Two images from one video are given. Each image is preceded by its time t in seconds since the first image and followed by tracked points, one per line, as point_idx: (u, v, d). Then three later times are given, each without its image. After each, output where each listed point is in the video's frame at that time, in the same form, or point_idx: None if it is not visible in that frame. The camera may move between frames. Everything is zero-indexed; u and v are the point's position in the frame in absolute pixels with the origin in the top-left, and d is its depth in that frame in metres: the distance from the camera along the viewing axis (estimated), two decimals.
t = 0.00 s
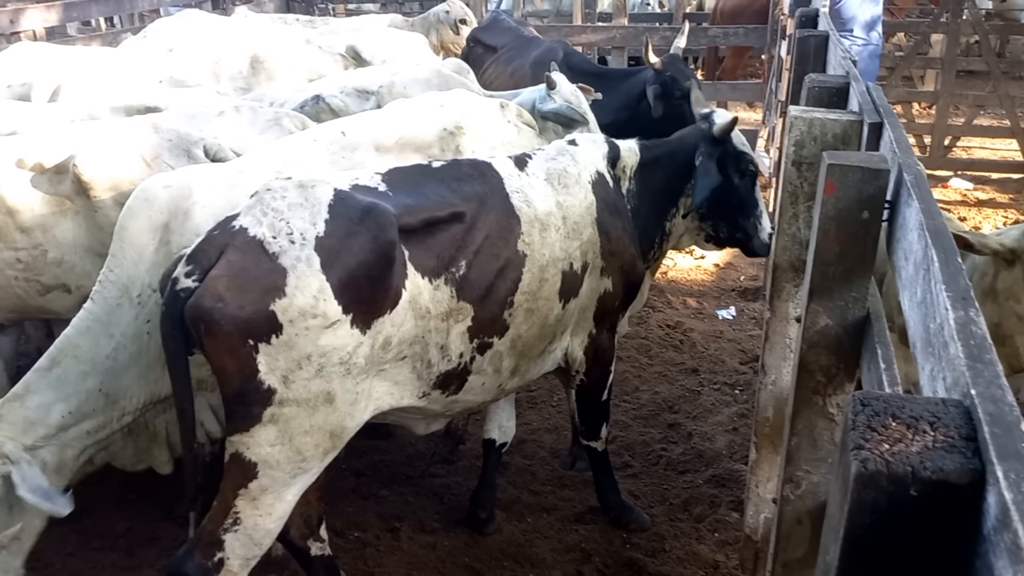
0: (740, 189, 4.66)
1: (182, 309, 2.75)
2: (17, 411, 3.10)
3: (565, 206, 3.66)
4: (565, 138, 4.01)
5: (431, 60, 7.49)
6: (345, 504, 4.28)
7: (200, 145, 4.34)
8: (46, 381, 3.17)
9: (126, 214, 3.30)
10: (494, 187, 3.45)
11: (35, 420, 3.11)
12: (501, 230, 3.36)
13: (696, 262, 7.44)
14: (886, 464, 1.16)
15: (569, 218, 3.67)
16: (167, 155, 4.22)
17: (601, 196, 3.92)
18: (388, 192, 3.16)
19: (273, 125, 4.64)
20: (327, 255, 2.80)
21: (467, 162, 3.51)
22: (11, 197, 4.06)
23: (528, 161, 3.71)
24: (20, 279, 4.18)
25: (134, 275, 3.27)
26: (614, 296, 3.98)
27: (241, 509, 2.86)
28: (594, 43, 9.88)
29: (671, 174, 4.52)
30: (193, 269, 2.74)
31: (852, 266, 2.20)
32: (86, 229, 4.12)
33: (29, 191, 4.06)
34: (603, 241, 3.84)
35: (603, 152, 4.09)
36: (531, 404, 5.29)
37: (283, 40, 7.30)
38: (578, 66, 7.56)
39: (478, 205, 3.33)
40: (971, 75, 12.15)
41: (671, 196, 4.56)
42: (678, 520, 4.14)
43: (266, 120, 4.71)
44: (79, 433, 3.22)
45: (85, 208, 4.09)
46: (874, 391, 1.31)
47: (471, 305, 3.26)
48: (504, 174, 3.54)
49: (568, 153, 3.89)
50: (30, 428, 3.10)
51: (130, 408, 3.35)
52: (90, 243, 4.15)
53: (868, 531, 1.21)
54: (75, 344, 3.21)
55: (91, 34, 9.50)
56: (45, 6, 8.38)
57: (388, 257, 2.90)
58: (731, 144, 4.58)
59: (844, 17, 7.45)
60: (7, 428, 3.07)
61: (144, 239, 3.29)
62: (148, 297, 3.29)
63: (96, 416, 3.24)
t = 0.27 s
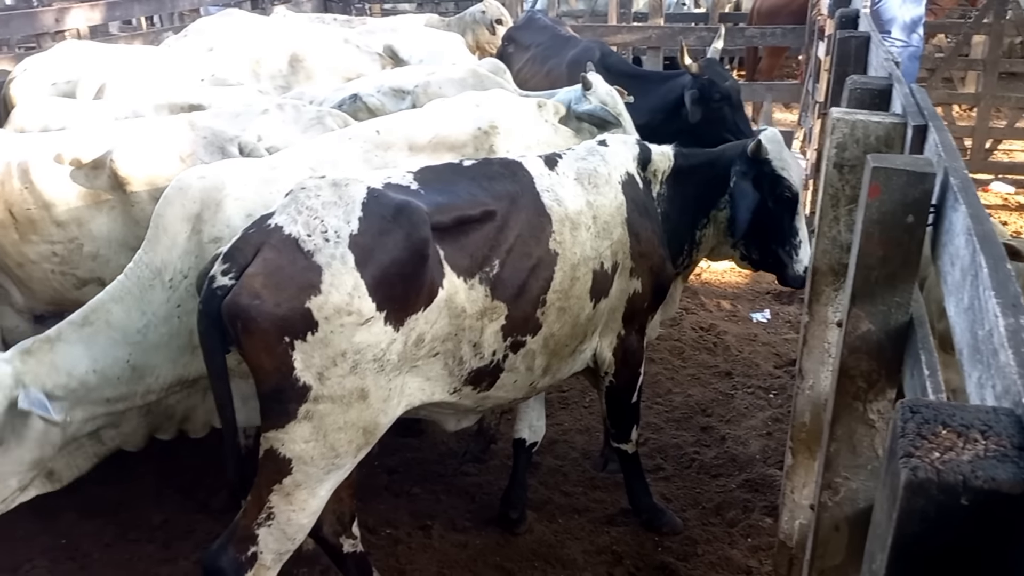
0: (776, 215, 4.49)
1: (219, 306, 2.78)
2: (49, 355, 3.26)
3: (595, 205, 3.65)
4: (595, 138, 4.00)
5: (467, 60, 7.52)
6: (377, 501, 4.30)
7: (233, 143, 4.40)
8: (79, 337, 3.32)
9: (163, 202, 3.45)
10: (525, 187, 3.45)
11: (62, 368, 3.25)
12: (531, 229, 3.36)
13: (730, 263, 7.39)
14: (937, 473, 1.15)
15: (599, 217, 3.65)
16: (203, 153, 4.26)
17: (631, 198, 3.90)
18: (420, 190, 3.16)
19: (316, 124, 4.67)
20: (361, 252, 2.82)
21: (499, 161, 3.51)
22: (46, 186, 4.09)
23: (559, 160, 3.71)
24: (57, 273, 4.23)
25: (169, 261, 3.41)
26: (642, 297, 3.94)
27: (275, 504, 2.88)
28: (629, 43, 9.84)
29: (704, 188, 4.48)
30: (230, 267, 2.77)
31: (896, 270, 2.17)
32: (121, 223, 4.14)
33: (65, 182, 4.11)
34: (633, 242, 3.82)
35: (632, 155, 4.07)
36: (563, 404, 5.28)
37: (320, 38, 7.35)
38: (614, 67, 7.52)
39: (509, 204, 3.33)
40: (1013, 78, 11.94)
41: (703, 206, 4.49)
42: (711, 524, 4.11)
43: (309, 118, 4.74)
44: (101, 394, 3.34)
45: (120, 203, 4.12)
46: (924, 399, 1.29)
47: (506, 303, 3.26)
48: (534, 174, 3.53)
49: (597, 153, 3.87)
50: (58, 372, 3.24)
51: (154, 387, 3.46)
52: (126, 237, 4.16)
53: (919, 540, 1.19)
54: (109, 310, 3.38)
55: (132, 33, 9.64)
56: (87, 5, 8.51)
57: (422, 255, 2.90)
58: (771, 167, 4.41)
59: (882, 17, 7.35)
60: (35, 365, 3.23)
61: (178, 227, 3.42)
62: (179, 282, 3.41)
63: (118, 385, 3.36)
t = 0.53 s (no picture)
0: (778, 235, 4.18)
1: (241, 304, 2.79)
2: (82, 331, 3.25)
3: (615, 205, 3.61)
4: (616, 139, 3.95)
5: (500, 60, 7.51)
6: (401, 500, 4.30)
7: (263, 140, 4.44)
8: (111, 316, 3.32)
9: (199, 192, 3.50)
10: (544, 184, 3.43)
11: (94, 345, 3.24)
12: (553, 227, 3.33)
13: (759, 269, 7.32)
14: (986, 487, 1.11)
15: (620, 216, 3.61)
16: (235, 150, 4.33)
17: (649, 200, 3.83)
18: (439, 186, 3.20)
19: (349, 123, 4.67)
20: (384, 249, 2.81)
21: (517, 161, 3.49)
22: (79, 179, 4.13)
23: (579, 160, 3.68)
24: (90, 267, 4.26)
25: (202, 252, 3.44)
26: (662, 301, 3.91)
27: (298, 502, 2.88)
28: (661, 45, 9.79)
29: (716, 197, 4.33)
30: (252, 265, 2.79)
31: (936, 279, 2.14)
32: (152, 218, 4.19)
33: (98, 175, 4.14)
34: (652, 245, 3.76)
35: (652, 154, 4.00)
36: (589, 408, 5.26)
37: (353, 37, 7.38)
38: (646, 69, 7.47)
39: (527, 199, 3.31)
40: None
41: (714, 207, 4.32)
42: (737, 533, 4.07)
43: (343, 117, 4.74)
44: (130, 375, 3.35)
45: (153, 198, 4.17)
46: (973, 411, 1.25)
47: (532, 299, 3.25)
48: (553, 172, 3.52)
49: (617, 153, 3.83)
50: (89, 348, 3.23)
51: (182, 374, 3.48)
52: (155, 232, 4.22)
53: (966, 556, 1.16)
54: (143, 293, 3.39)
55: (168, 31, 9.74)
56: (125, 3, 8.60)
57: (443, 251, 2.91)
58: (779, 185, 4.10)
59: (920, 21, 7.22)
60: (68, 341, 3.20)
61: (210, 217, 3.46)
62: (211, 272, 3.44)
63: (148, 369, 3.39)
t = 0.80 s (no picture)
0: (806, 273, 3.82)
1: (267, 307, 2.81)
2: (119, 339, 3.35)
3: (635, 207, 3.59)
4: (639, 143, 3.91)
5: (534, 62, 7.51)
6: (430, 497, 4.33)
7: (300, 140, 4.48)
8: (148, 321, 3.40)
9: (235, 190, 3.54)
10: (563, 183, 3.44)
11: (132, 352, 3.34)
12: (573, 226, 3.33)
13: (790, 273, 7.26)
14: None
15: (639, 219, 3.58)
16: (271, 149, 4.40)
17: (671, 207, 3.77)
18: (460, 186, 3.23)
19: (383, 122, 4.69)
20: (408, 249, 2.84)
21: (536, 158, 3.51)
22: (118, 178, 4.18)
23: (599, 161, 3.67)
24: (126, 263, 4.33)
25: (239, 250, 3.47)
26: (678, 308, 3.82)
27: (324, 499, 2.91)
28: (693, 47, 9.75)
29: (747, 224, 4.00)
30: (277, 268, 2.81)
31: (977, 286, 2.12)
32: (191, 215, 4.24)
33: (137, 173, 4.20)
34: (671, 249, 3.71)
35: (680, 157, 3.92)
36: (618, 411, 5.24)
37: (387, 37, 7.42)
38: (679, 73, 7.40)
39: (546, 197, 3.32)
40: None
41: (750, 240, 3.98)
42: (767, 538, 4.04)
43: (377, 117, 4.76)
44: (168, 378, 3.43)
45: (191, 195, 4.22)
46: None
47: (555, 296, 3.25)
48: (573, 172, 3.51)
49: (639, 156, 3.80)
50: (127, 356, 3.33)
51: (219, 373, 3.53)
52: (194, 229, 4.27)
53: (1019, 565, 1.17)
54: (178, 294, 3.43)
55: (204, 30, 9.85)
56: (163, 2, 8.72)
57: (465, 248, 2.93)
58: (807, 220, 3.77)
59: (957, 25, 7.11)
60: (106, 350, 3.32)
61: (247, 215, 3.50)
62: (247, 270, 3.46)
63: (185, 370, 3.45)
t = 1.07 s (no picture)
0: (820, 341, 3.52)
1: (278, 315, 2.80)
2: (148, 369, 3.37)
3: (643, 214, 3.55)
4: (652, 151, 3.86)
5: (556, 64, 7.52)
6: (449, 498, 4.34)
7: (325, 140, 4.51)
8: (175, 346, 3.41)
9: (259, 193, 3.56)
10: (571, 187, 3.41)
11: (162, 380, 3.35)
12: (579, 230, 3.31)
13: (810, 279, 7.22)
14: None
15: (648, 226, 3.55)
16: (297, 150, 4.42)
17: (680, 217, 3.74)
18: (467, 187, 3.19)
19: (407, 124, 4.69)
20: (419, 252, 2.84)
21: (544, 162, 3.49)
22: (146, 176, 4.26)
23: (608, 166, 3.64)
24: (153, 261, 4.42)
25: (259, 251, 3.48)
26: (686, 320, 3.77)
27: (335, 502, 2.91)
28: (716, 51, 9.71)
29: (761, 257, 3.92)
30: (287, 275, 2.80)
31: (1006, 294, 2.12)
32: (217, 214, 4.32)
33: (165, 172, 4.28)
34: (679, 261, 3.67)
35: (694, 167, 3.89)
36: (637, 415, 5.23)
37: (410, 38, 7.43)
38: (702, 77, 7.38)
39: (553, 200, 3.30)
40: None
41: (764, 269, 3.95)
42: (787, 545, 4.02)
43: (401, 118, 4.77)
44: (200, 400, 3.45)
45: (218, 194, 4.29)
46: None
47: (558, 301, 3.24)
48: (581, 176, 3.49)
49: (650, 164, 3.75)
50: (158, 385, 3.35)
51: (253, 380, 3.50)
52: (221, 227, 4.36)
53: None
54: (206, 311, 3.45)
55: (229, 30, 9.93)
56: (188, 2, 8.78)
57: (475, 249, 2.95)
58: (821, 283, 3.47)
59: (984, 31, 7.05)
60: (136, 383, 3.34)
61: (271, 218, 3.52)
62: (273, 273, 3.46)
63: (219, 385, 3.44)
